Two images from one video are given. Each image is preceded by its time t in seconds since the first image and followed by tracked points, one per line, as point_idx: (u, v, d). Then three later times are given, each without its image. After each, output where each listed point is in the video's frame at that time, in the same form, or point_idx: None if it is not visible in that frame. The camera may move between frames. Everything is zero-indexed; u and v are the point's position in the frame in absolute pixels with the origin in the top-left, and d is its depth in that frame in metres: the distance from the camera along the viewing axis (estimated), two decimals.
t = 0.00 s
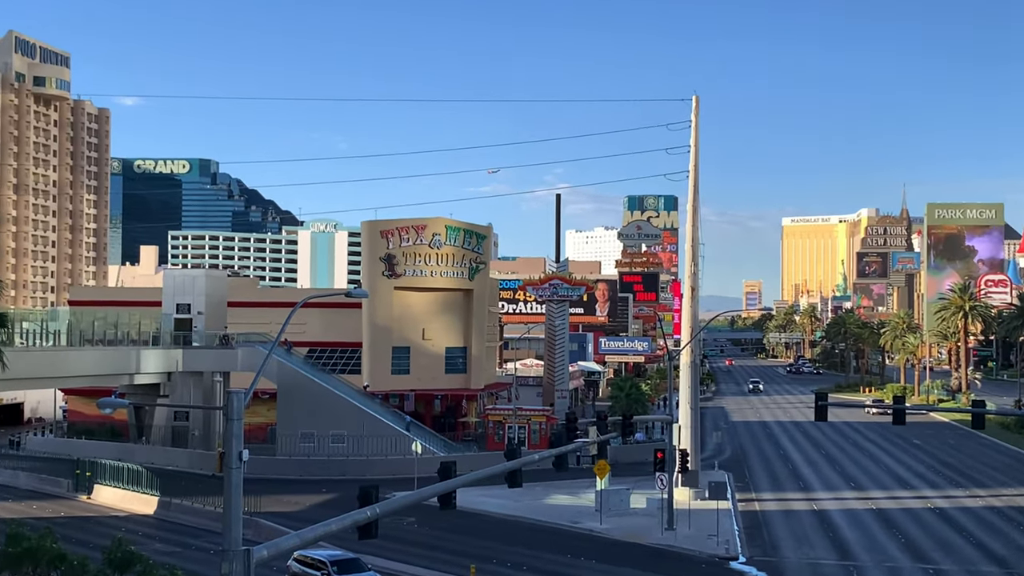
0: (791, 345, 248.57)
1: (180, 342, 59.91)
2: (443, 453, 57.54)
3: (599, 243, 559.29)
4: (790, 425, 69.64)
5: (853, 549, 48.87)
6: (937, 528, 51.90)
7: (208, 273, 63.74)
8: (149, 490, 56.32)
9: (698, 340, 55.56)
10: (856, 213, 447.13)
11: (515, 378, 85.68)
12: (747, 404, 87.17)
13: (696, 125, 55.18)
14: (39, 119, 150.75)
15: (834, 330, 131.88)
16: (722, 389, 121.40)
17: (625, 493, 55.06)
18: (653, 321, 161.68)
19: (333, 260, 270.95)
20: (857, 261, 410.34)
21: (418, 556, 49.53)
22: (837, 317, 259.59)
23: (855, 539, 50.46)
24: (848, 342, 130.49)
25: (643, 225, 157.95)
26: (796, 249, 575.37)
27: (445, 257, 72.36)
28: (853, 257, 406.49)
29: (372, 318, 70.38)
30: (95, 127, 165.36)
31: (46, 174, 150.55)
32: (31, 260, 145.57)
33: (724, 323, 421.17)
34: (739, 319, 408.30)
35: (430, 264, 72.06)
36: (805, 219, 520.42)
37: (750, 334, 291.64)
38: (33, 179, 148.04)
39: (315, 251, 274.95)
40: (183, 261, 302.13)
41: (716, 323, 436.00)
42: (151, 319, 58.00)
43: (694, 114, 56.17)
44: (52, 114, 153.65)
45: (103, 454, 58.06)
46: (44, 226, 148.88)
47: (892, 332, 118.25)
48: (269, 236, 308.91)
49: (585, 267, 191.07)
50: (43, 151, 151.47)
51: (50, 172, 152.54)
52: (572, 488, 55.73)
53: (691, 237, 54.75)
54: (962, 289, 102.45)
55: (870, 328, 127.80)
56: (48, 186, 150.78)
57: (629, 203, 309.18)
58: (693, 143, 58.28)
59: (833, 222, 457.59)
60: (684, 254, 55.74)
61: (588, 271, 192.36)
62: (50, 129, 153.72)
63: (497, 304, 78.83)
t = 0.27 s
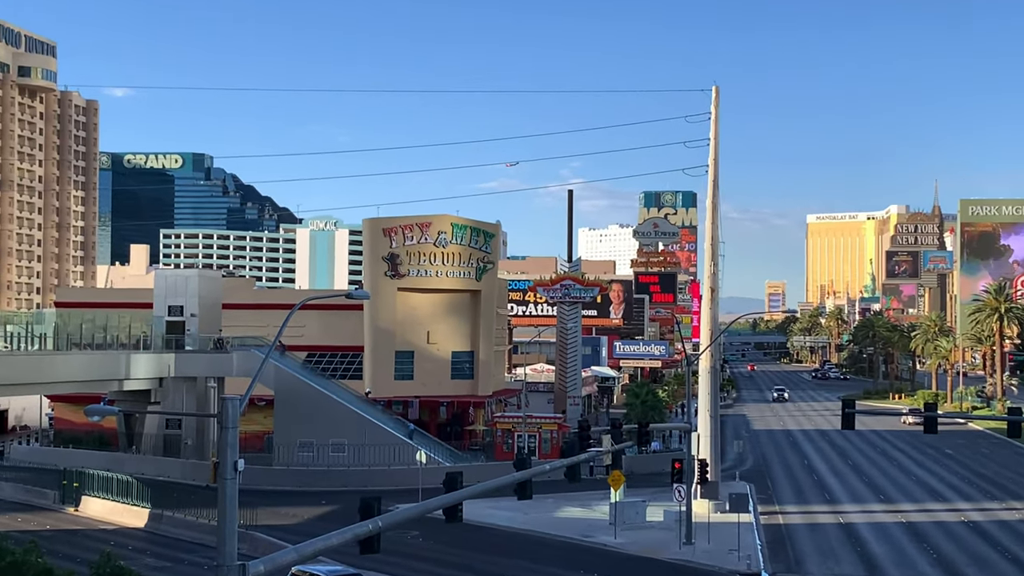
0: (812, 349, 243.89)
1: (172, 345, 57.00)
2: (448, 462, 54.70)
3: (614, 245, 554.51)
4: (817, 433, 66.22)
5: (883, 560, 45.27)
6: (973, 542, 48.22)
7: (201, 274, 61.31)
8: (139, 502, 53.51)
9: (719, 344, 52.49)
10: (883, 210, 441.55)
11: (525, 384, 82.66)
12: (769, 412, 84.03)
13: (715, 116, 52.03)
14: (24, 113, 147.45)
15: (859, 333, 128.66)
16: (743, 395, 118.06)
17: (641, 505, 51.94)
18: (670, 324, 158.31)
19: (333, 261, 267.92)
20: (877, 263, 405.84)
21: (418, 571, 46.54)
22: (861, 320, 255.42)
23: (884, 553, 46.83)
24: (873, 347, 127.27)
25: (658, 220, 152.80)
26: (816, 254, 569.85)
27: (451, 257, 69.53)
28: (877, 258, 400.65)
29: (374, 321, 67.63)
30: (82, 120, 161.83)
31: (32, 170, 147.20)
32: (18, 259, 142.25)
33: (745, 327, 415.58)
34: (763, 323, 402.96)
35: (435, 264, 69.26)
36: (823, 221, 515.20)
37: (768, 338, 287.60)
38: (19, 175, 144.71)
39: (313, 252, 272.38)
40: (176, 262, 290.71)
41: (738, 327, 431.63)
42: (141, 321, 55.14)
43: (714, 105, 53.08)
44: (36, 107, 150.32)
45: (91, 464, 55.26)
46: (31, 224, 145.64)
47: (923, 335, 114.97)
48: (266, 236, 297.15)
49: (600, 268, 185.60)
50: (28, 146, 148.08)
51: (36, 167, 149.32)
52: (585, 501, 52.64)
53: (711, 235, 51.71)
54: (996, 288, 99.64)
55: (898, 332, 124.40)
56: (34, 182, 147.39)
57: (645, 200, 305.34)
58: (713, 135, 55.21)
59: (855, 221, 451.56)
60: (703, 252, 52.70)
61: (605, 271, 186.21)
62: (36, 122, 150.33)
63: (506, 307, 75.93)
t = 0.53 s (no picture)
0: (834, 355, 238.57)
1: (164, 348, 54.53)
2: (454, 471, 52.41)
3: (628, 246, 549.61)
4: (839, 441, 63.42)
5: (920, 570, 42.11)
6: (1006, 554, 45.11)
7: (195, 273, 58.97)
8: (129, 512, 51.00)
9: (737, 346, 50.10)
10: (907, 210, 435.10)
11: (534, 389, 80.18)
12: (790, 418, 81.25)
13: (735, 107, 49.71)
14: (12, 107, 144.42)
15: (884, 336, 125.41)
16: (762, 399, 115.28)
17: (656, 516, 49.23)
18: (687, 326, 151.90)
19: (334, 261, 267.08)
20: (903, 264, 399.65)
21: None
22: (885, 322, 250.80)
23: (914, 565, 43.72)
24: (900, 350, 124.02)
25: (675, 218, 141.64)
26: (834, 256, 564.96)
27: (456, 256, 67.16)
28: (903, 258, 394.74)
29: (376, 324, 65.33)
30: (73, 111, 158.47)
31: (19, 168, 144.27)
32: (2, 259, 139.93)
33: (766, 330, 410.53)
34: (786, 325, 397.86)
35: (439, 264, 66.90)
36: (842, 221, 509.49)
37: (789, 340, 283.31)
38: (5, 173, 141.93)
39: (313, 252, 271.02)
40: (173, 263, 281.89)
41: (757, 330, 426.93)
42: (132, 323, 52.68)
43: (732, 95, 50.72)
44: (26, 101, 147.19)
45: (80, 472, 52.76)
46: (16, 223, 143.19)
47: (952, 338, 112.05)
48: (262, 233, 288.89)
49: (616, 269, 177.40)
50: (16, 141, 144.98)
51: (22, 162, 146.83)
52: (597, 511, 50.21)
53: (731, 231, 49.29)
54: None
55: (927, 335, 121.39)
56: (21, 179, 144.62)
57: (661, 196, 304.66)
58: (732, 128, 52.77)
59: (880, 221, 444.88)
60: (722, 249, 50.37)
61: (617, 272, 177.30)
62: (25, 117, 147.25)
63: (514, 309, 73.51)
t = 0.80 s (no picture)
0: (847, 355, 235.11)
1: (162, 349, 53.72)
2: (458, 475, 51.91)
3: (637, 241, 545.25)
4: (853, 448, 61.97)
5: (938, 569, 40.30)
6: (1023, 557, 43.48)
7: (194, 273, 58.17)
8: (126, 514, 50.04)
9: (748, 349, 49.43)
10: (922, 205, 430.30)
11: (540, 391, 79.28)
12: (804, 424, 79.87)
13: (746, 105, 48.81)
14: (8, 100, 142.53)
15: (901, 337, 123.50)
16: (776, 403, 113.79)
17: (663, 521, 48.12)
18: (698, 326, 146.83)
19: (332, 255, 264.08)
20: (919, 262, 395.13)
21: None
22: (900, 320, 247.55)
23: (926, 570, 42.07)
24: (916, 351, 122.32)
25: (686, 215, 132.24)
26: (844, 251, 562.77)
27: (461, 255, 66.42)
28: (919, 256, 389.98)
29: (378, 325, 64.75)
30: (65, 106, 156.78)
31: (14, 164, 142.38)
32: None
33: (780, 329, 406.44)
34: (803, 324, 395.09)
35: (443, 261, 66.13)
36: (854, 216, 504.88)
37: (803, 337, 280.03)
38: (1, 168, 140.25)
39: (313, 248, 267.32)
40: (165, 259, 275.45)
41: (770, 329, 423.65)
42: (131, 323, 51.86)
43: (744, 95, 49.83)
44: (21, 94, 145.39)
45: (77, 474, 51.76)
46: (14, 219, 141.46)
47: (969, 340, 111.00)
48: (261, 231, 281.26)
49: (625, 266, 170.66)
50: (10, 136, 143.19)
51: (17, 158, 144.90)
52: (606, 517, 49.31)
53: (742, 231, 48.48)
54: None
55: (941, 336, 119.77)
56: (17, 176, 142.94)
57: (673, 195, 304.69)
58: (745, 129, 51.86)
59: (895, 217, 440.18)
60: (733, 249, 49.57)
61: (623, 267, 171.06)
62: (19, 111, 145.44)
63: (520, 307, 72.66)
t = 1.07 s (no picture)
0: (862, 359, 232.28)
1: (150, 352, 51.62)
2: (460, 484, 50.02)
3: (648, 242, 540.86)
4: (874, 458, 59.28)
5: None
6: None
7: (184, 271, 56.29)
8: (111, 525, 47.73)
9: (763, 351, 47.13)
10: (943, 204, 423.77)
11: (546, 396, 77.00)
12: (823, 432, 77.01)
13: (762, 97, 46.62)
14: None
15: (925, 340, 119.87)
16: (793, 408, 110.92)
17: (674, 533, 45.36)
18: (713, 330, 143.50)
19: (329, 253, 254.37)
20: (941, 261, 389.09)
21: None
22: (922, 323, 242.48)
23: None
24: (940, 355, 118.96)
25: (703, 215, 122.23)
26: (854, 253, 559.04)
27: (461, 254, 64.31)
28: (942, 256, 384.14)
29: (376, 327, 62.63)
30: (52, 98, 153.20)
31: None
32: None
33: (798, 332, 400.92)
34: (821, 326, 391.54)
35: (443, 260, 63.96)
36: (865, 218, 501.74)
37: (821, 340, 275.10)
38: None
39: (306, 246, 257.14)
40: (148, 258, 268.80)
41: (787, 333, 418.66)
42: (117, 325, 49.26)
43: (760, 85, 47.59)
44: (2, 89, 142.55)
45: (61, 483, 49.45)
46: None
47: (993, 344, 108.40)
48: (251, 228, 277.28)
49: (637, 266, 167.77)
50: None
51: None
52: (614, 529, 46.95)
53: (756, 229, 46.29)
54: None
55: (966, 339, 116.46)
56: None
57: (684, 190, 291.81)
58: (760, 124, 49.77)
59: (918, 216, 432.96)
60: (747, 247, 47.34)
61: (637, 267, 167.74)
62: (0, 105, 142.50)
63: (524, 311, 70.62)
